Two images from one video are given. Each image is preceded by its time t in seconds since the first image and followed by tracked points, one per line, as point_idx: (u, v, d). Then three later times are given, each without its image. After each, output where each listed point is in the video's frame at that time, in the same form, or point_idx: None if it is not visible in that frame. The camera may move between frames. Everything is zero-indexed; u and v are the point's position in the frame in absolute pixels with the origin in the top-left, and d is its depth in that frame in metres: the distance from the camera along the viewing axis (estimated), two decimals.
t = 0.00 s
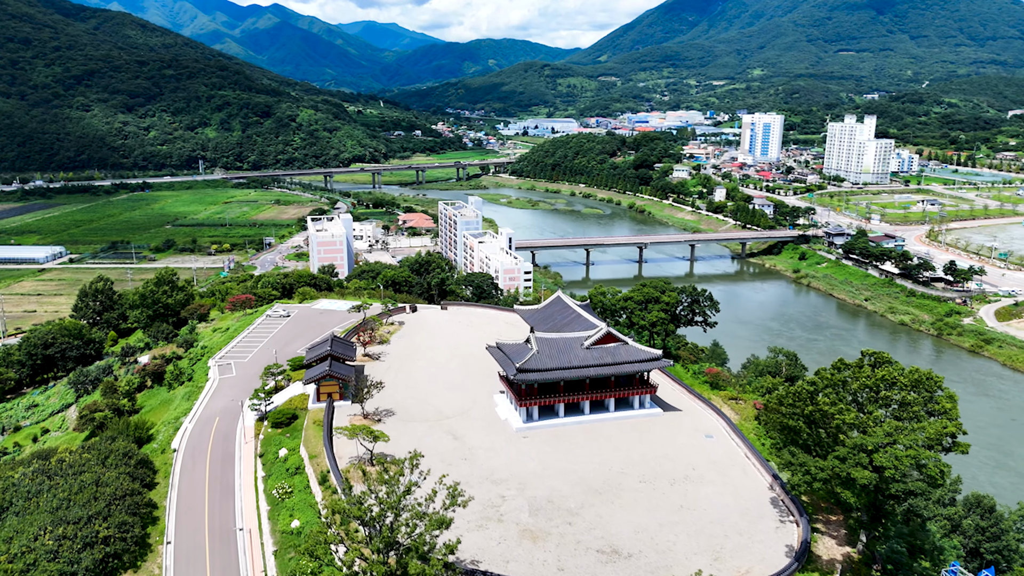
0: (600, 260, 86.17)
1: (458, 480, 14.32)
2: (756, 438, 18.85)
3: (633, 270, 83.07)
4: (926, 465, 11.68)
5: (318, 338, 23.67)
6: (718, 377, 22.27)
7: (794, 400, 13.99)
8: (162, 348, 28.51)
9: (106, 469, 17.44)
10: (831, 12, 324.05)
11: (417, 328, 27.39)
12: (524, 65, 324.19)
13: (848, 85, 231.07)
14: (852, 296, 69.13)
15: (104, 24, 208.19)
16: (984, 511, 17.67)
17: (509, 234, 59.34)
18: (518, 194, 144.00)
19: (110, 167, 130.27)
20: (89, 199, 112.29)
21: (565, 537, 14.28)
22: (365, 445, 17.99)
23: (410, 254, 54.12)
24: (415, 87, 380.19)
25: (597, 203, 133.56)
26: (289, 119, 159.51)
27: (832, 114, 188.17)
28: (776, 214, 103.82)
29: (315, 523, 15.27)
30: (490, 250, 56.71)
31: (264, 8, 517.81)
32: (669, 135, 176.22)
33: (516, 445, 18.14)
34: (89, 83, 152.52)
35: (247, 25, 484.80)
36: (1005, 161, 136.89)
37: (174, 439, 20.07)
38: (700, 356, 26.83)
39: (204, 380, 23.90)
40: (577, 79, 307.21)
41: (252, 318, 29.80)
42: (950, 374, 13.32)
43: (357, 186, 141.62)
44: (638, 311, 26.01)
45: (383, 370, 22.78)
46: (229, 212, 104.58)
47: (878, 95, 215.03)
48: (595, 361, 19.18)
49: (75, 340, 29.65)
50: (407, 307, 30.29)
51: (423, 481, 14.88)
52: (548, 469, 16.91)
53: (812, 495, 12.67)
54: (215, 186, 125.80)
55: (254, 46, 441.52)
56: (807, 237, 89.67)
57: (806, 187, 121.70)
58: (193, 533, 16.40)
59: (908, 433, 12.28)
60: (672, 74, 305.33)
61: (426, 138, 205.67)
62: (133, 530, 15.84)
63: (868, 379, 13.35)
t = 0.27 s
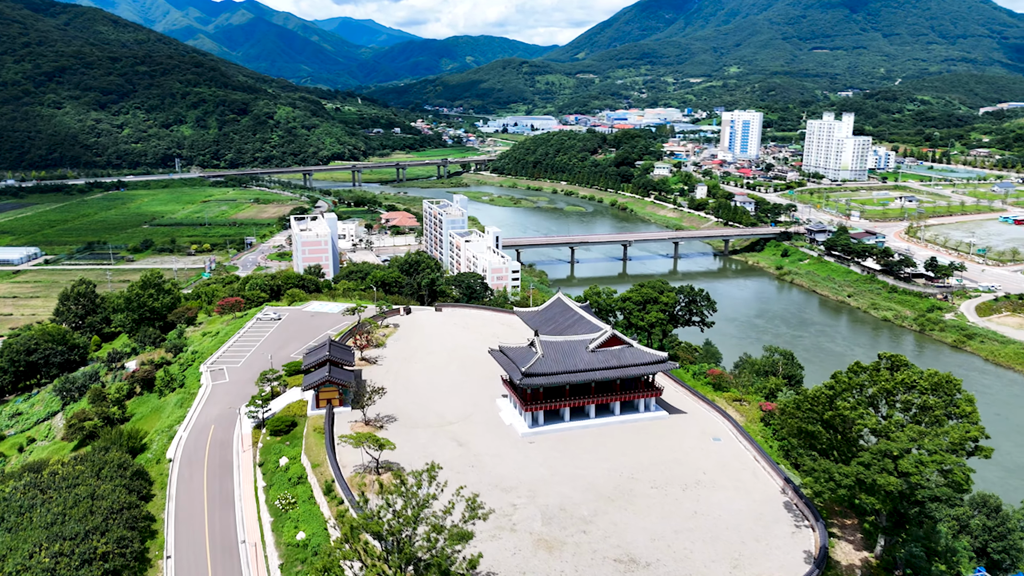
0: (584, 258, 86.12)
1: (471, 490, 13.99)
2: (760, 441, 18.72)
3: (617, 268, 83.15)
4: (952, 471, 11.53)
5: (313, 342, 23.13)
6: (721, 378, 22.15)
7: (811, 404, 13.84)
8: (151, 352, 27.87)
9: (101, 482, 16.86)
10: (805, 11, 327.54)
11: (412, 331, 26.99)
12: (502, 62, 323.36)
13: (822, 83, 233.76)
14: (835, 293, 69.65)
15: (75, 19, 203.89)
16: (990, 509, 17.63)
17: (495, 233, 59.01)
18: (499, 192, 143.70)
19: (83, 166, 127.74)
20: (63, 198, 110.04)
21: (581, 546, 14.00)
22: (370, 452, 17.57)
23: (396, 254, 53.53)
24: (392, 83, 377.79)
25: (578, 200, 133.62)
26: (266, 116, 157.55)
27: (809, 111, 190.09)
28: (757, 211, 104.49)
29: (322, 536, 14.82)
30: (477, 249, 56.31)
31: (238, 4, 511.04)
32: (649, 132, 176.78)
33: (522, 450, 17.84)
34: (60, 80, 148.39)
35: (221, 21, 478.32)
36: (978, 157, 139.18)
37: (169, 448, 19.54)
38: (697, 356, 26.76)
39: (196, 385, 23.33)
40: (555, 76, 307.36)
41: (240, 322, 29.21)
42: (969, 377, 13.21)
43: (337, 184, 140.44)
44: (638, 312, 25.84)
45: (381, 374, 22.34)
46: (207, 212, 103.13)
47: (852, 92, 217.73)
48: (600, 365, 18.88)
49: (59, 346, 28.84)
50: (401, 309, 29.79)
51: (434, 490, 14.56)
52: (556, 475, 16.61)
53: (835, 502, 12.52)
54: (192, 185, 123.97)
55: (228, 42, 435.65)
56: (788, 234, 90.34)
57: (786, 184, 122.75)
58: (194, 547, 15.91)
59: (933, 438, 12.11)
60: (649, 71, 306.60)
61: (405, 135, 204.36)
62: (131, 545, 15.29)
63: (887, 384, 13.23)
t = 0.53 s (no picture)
0: (569, 256, 85.98)
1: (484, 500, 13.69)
2: (768, 443, 18.62)
3: (602, 265, 83.11)
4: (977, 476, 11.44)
5: (310, 346, 22.67)
6: (724, 379, 22.07)
7: (828, 407, 13.70)
8: (139, 357, 27.20)
9: (98, 494, 16.32)
10: (781, 8, 330.38)
11: (408, 333, 26.60)
12: (480, 59, 322.19)
13: (798, 80, 235.85)
14: (819, 289, 70.16)
15: (44, 14, 199.46)
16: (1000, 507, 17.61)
17: (482, 231, 58.80)
18: (480, 189, 143.18)
19: (56, 164, 125.06)
20: (35, 198, 107.64)
21: (598, 555, 13.78)
22: (376, 461, 17.19)
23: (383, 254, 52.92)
24: (370, 80, 375.02)
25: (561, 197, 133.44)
26: (243, 113, 155.41)
27: (786, 108, 191.64)
28: (739, 208, 105.05)
29: (332, 546, 14.42)
30: (464, 248, 55.88)
31: None
32: (630, 129, 177.05)
33: (530, 455, 17.58)
34: (30, 76, 145.00)
35: (194, 16, 471.40)
36: (953, 153, 141.19)
37: (165, 458, 19.01)
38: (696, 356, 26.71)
39: (189, 392, 22.74)
40: (534, 73, 306.97)
41: (230, 325, 28.60)
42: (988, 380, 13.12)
43: (317, 182, 139.01)
44: (637, 313, 25.71)
45: (380, 379, 21.93)
46: (185, 211, 101.57)
47: (828, 89, 219.95)
48: (606, 368, 18.67)
49: (43, 351, 28.03)
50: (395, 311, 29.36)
51: (446, 500, 14.23)
52: (565, 481, 16.36)
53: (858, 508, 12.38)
54: (169, 183, 121.91)
55: (202, 38, 429.45)
56: (771, 231, 90.92)
57: (767, 181, 123.61)
58: (196, 560, 15.46)
59: (955, 442, 12.03)
60: (627, 68, 307.42)
61: (384, 132, 202.85)
62: (132, 560, 14.79)
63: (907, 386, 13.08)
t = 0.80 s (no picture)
0: (554, 254, 85.78)
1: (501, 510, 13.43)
2: (776, 445, 18.51)
3: (586, 263, 83.01)
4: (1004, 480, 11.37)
5: (308, 352, 22.18)
6: (728, 380, 22.00)
7: (846, 411, 13.56)
8: (127, 363, 26.54)
9: (94, 509, 15.78)
10: (756, 6, 332.86)
11: (404, 336, 26.20)
12: (458, 56, 320.83)
13: (775, 78, 237.79)
14: (802, 286, 70.67)
15: (13, 10, 195.02)
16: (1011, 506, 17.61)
17: (469, 230, 58.47)
18: (463, 187, 142.42)
19: (28, 163, 122.34)
20: (7, 197, 105.19)
21: (617, 564, 13.52)
22: (382, 469, 16.81)
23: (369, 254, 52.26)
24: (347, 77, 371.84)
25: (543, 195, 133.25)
26: (220, 111, 153.18)
27: (764, 105, 193.03)
28: (721, 205, 105.55)
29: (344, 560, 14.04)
30: (451, 247, 55.36)
31: None
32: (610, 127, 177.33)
33: (539, 460, 17.31)
34: None
35: (167, 12, 464.18)
36: (928, 150, 143.06)
37: (161, 469, 18.50)
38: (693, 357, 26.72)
39: (182, 399, 22.17)
40: (513, 70, 306.41)
41: (221, 329, 28.02)
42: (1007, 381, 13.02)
43: (296, 180, 137.50)
44: (636, 313, 25.63)
45: (380, 384, 21.51)
46: (163, 210, 99.92)
47: (803, 87, 222.00)
48: (614, 372, 18.43)
49: (27, 358, 27.27)
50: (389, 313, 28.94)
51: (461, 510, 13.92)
52: (577, 487, 16.10)
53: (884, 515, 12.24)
54: (145, 182, 119.78)
55: (175, 34, 422.41)
56: (753, 228, 91.42)
57: (748, 178, 124.35)
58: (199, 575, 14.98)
59: (980, 446, 11.97)
60: (606, 65, 307.86)
61: (363, 130, 201.21)
62: None
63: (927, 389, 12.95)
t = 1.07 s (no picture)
0: (539, 252, 85.47)
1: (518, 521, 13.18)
2: (784, 447, 18.41)
3: (571, 261, 82.83)
4: None
5: (305, 358, 21.70)
6: (731, 382, 21.92)
7: (864, 415, 13.48)
8: (115, 370, 25.88)
9: (92, 524, 15.24)
10: (732, 4, 335.11)
11: (401, 339, 25.78)
12: (436, 53, 319.22)
13: (751, 75, 239.57)
14: (786, 283, 71.09)
15: None
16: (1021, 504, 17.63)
17: (455, 229, 57.98)
18: (444, 185, 141.62)
19: None
20: None
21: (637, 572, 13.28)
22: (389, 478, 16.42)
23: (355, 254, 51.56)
24: (323, 73, 368.36)
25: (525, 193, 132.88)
26: (196, 108, 150.79)
27: (742, 102, 194.31)
28: (703, 202, 105.97)
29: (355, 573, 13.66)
30: (437, 246, 54.73)
31: None
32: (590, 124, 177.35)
33: (548, 466, 17.04)
34: None
35: (138, 7, 456.30)
36: (904, 147, 144.93)
37: (158, 480, 17.97)
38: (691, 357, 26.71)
39: (175, 407, 21.59)
40: (491, 66, 305.55)
41: (211, 334, 27.38)
42: None
43: (275, 178, 135.86)
44: (634, 314, 25.44)
45: (380, 390, 21.07)
46: (139, 210, 98.18)
47: (780, 84, 223.92)
48: (620, 375, 18.20)
49: (9, 365, 26.47)
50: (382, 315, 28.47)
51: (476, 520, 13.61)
52: (590, 493, 15.84)
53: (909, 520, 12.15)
54: (120, 181, 117.55)
55: (147, 30, 415.15)
56: (736, 225, 91.80)
57: (728, 175, 125.03)
58: None
59: (1005, 450, 11.90)
60: (584, 62, 308.08)
61: (342, 127, 199.39)
62: None
63: (945, 393, 12.90)
